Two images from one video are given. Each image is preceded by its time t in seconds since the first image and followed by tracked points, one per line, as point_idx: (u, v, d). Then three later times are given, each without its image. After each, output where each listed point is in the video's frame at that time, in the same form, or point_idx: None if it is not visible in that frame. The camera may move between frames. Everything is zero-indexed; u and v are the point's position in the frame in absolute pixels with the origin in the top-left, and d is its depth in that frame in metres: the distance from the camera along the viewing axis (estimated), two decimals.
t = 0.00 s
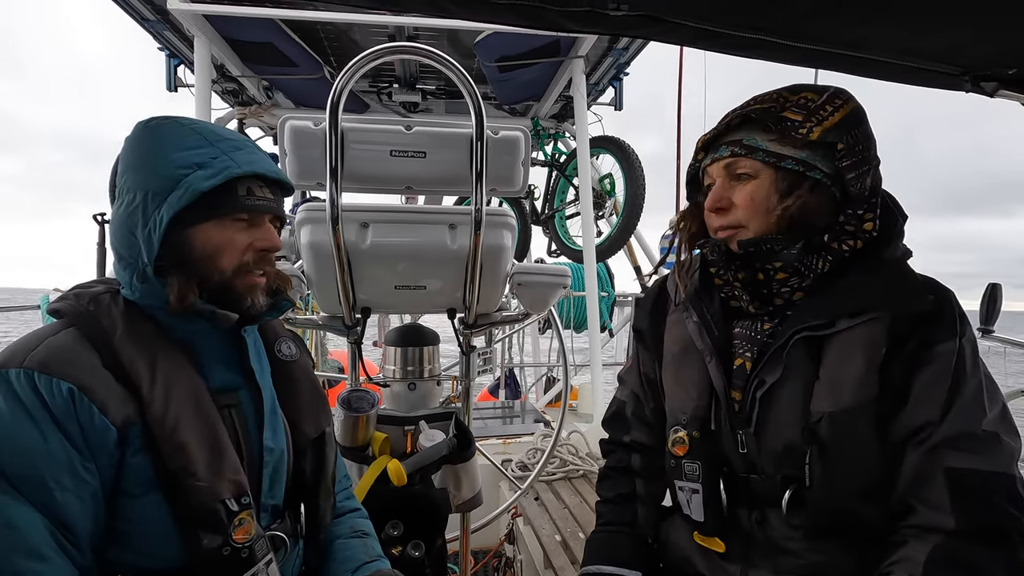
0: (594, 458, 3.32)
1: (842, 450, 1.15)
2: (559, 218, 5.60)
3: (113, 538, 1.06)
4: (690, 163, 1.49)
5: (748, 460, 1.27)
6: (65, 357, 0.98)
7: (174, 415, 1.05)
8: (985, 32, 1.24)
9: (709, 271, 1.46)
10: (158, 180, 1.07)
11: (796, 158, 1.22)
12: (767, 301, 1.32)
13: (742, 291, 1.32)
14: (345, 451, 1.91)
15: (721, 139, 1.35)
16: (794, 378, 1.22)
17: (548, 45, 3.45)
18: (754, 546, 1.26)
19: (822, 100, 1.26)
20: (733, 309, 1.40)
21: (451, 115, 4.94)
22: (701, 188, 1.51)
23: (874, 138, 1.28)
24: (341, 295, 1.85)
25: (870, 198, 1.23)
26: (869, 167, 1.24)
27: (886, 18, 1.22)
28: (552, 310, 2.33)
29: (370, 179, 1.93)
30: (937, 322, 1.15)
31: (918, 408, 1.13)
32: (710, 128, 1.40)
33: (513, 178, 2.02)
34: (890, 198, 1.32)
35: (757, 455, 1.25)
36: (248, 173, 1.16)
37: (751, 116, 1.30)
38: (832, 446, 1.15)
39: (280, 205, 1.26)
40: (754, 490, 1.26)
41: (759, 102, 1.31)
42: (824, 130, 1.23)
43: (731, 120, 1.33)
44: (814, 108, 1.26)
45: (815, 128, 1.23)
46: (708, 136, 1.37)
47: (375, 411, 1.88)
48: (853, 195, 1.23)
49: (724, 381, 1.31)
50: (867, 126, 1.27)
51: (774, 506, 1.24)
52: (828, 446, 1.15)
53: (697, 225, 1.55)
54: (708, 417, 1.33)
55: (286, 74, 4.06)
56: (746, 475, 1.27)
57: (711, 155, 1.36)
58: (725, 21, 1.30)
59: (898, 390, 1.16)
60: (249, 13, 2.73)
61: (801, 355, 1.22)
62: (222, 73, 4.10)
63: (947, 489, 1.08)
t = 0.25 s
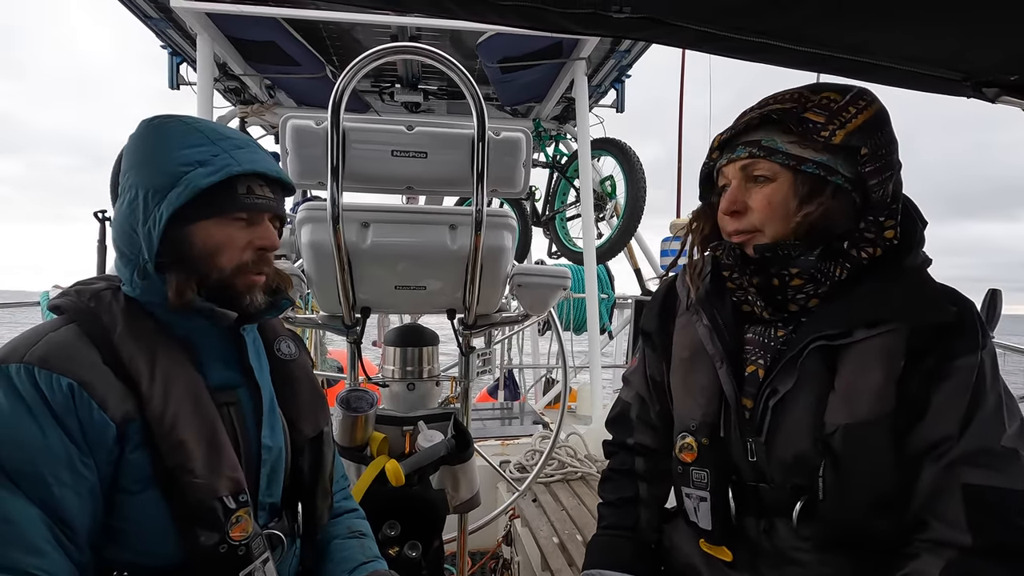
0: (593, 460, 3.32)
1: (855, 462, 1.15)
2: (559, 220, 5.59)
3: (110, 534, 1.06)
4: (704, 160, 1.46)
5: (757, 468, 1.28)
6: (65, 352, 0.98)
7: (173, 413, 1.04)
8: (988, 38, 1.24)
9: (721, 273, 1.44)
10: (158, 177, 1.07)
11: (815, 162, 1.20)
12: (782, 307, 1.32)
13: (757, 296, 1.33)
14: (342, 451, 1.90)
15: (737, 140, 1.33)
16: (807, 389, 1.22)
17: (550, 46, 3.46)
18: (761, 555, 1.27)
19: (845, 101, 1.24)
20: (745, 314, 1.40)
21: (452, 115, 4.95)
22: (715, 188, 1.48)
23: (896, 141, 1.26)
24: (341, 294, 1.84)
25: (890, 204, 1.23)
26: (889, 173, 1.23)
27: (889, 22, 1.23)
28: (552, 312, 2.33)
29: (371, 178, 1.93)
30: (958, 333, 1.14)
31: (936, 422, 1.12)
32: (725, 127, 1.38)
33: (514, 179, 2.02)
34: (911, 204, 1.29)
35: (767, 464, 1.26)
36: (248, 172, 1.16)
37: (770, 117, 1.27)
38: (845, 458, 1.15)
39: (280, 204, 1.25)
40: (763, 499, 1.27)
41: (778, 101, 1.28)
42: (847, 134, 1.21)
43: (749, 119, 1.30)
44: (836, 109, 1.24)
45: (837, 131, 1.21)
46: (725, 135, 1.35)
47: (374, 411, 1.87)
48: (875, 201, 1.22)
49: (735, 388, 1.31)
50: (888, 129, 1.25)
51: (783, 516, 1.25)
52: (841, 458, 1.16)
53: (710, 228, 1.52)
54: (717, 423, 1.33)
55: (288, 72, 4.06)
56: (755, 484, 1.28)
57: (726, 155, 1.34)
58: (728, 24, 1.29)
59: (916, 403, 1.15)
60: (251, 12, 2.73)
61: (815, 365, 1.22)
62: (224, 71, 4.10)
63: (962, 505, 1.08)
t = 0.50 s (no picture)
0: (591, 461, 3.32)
1: (865, 475, 1.15)
2: (560, 220, 5.59)
3: (105, 529, 1.06)
4: (716, 160, 1.45)
5: (763, 478, 1.27)
6: (59, 347, 0.98)
7: (167, 407, 1.04)
8: (992, 43, 1.24)
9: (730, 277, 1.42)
10: (148, 171, 1.08)
11: (834, 167, 1.21)
12: (792, 315, 1.32)
13: (767, 302, 1.31)
14: (340, 450, 1.91)
15: (751, 140, 1.32)
16: (818, 401, 1.22)
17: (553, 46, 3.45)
18: (764, 564, 1.28)
19: (866, 103, 1.25)
20: (753, 319, 1.38)
21: (454, 114, 4.94)
22: (726, 187, 1.48)
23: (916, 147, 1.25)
24: (341, 292, 1.84)
25: (908, 213, 1.23)
26: (909, 179, 1.23)
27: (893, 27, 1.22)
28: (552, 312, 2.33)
29: (372, 177, 1.93)
30: (975, 347, 1.13)
31: (950, 437, 1.12)
32: (739, 126, 1.38)
33: (515, 179, 2.02)
34: (929, 211, 1.30)
35: (773, 474, 1.25)
36: (238, 164, 1.15)
37: (787, 118, 1.27)
38: (854, 471, 1.15)
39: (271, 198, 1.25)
40: (769, 508, 1.27)
41: (796, 102, 1.28)
42: (867, 138, 1.21)
43: (765, 119, 1.30)
44: (855, 111, 1.23)
45: (858, 136, 1.21)
46: (739, 134, 1.35)
47: (373, 409, 1.87)
48: (893, 210, 1.23)
49: (743, 396, 1.30)
50: (906, 134, 1.25)
51: (789, 526, 1.25)
52: (851, 471, 1.16)
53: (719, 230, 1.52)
54: (724, 431, 1.33)
55: (290, 70, 4.06)
56: (761, 493, 1.28)
57: (739, 155, 1.33)
58: (730, 25, 1.29)
59: (929, 417, 1.15)
60: (254, 9, 2.72)
61: (827, 376, 1.22)
62: (226, 68, 4.10)
63: (974, 521, 1.08)
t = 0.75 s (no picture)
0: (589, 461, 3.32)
1: (860, 483, 1.14)
2: (561, 219, 5.59)
3: (99, 523, 1.05)
4: (712, 163, 1.46)
5: (758, 483, 1.27)
6: (51, 341, 0.98)
7: (161, 401, 1.04)
8: (995, 48, 1.24)
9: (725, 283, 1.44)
10: (135, 165, 1.08)
11: (831, 173, 1.20)
12: (788, 321, 1.32)
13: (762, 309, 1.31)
14: (338, 447, 1.91)
15: (749, 144, 1.32)
16: (812, 408, 1.22)
17: (556, 45, 3.45)
18: (758, 569, 1.27)
19: (864, 106, 1.22)
20: (749, 326, 1.39)
21: (456, 112, 4.94)
22: (723, 189, 1.49)
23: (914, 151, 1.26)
24: (341, 289, 1.84)
25: (902, 220, 1.22)
26: (909, 185, 1.22)
27: (897, 30, 1.22)
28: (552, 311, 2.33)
29: (374, 174, 1.93)
30: (973, 356, 1.13)
31: (946, 446, 1.11)
32: (736, 129, 1.37)
33: (517, 178, 2.02)
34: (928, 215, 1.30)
35: (768, 480, 1.25)
36: (226, 156, 1.15)
37: (784, 122, 1.27)
38: (849, 480, 1.15)
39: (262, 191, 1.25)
40: (763, 515, 1.25)
41: (793, 107, 1.28)
42: (866, 144, 1.20)
43: (762, 122, 1.29)
44: (854, 114, 1.22)
45: (856, 142, 1.20)
46: (737, 137, 1.35)
47: (371, 407, 1.87)
48: (891, 217, 1.22)
49: (738, 403, 1.31)
50: (907, 138, 1.25)
51: (783, 532, 1.23)
52: (845, 480, 1.15)
53: (715, 236, 1.53)
54: (718, 437, 1.33)
55: (293, 66, 4.06)
56: (755, 499, 1.27)
57: (736, 158, 1.33)
58: (734, 27, 1.29)
59: (925, 425, 1.15)
60: (258, 4, 2.72)
61: (822, 383, 1.22)
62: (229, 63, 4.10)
63: (970, 529, 1.09)
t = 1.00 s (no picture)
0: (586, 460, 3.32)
1: (837, 482, 1.15)
2: (562, 218, 5.59)
3: (95, 516, 1.05)
4: (686, 169, 1.44)
5: (740, 484, 1.27)
6: (47, 334, 0.98)
7: (157, 394, 1.05)
8: (997, 52, 1.24)
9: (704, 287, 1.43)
10: (130, 158, 1.08)
11: (799, 179, 1.21)
12: (765, 324, 1.32)
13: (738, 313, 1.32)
14: (337, 442, 1.91)
15: (720, 151, 1.33)
16: (790, 408, 1.22)
17: (559, 44, 3.45)
18: (743, 569, 1.26)
19: (831, 111, 1.24)
20: (729, 328, 1.39)
21: (459, 110, 4.94)
22: (697, 195, 1.47)
23: (884, 150, 1.27)
24: (341, 285, 1.84)
25: (873, 222, 1.23)
26: (874, 189, 1.23)
27: (900, 32, 1.22)
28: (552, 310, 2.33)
29: (375, 170, 1.93)
30: (945, 353, 1.14)
31: (921, 444, 1.12)
32: (707, 136, 1.37)
33: (518, 176, 2.02)
34: (901, 213, 1.31)
35: (750, 480, 1.25)
36: (221, 149, 1.15)
37: (752, 129, 1.27)
38: (826, 479, 1.16)
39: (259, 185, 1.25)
40: (746, 515, 1.25)
41: (762, 112, 1.28)
42: (832, 149, 1.21)
43: (732, 130, 1.29)
44: (821, 119, 1.23)
45: (823, 147, 1.21)
46: (707, 145, 1.35)
47: (370, 403, 1.87)
48: (858, 219, 1.23)
49: (718, 404, 1.31)
50: (876, 139, 1.25)
51: (765, 532, 1.23)
52: (822, 479, 1.16)
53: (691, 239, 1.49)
54: (700, 439, 1.33)
55: (295, 61, 4.06)
56: (738, 500, 1.26)
57: (707, 166, 1.33)
58: (737, 27, 1.29)
59: (900, 424, 1.15)
60: None
61: (799, 383, 1.23)
62: (231, 58, 4.09)
63: (949, 527, 1.09)
